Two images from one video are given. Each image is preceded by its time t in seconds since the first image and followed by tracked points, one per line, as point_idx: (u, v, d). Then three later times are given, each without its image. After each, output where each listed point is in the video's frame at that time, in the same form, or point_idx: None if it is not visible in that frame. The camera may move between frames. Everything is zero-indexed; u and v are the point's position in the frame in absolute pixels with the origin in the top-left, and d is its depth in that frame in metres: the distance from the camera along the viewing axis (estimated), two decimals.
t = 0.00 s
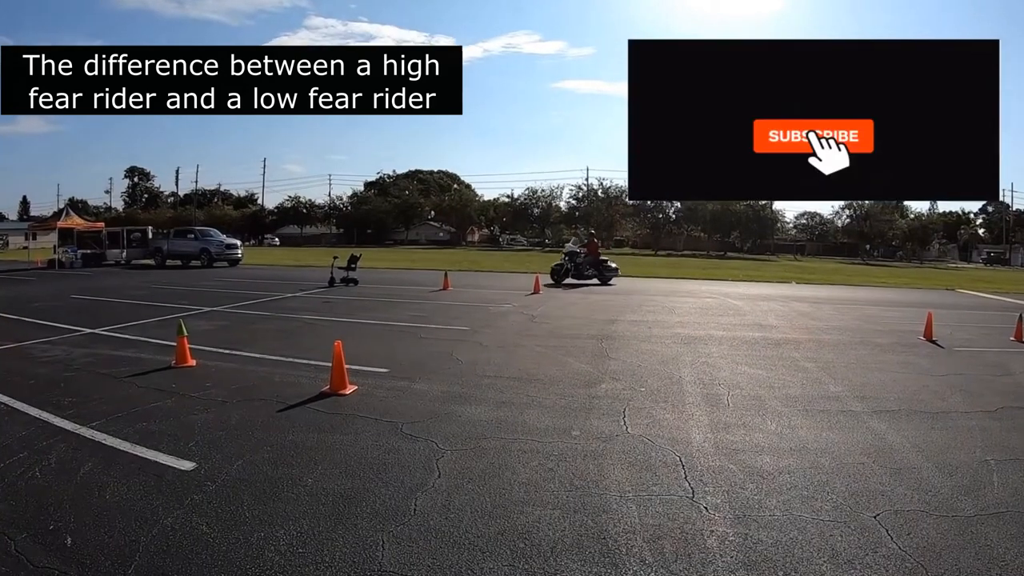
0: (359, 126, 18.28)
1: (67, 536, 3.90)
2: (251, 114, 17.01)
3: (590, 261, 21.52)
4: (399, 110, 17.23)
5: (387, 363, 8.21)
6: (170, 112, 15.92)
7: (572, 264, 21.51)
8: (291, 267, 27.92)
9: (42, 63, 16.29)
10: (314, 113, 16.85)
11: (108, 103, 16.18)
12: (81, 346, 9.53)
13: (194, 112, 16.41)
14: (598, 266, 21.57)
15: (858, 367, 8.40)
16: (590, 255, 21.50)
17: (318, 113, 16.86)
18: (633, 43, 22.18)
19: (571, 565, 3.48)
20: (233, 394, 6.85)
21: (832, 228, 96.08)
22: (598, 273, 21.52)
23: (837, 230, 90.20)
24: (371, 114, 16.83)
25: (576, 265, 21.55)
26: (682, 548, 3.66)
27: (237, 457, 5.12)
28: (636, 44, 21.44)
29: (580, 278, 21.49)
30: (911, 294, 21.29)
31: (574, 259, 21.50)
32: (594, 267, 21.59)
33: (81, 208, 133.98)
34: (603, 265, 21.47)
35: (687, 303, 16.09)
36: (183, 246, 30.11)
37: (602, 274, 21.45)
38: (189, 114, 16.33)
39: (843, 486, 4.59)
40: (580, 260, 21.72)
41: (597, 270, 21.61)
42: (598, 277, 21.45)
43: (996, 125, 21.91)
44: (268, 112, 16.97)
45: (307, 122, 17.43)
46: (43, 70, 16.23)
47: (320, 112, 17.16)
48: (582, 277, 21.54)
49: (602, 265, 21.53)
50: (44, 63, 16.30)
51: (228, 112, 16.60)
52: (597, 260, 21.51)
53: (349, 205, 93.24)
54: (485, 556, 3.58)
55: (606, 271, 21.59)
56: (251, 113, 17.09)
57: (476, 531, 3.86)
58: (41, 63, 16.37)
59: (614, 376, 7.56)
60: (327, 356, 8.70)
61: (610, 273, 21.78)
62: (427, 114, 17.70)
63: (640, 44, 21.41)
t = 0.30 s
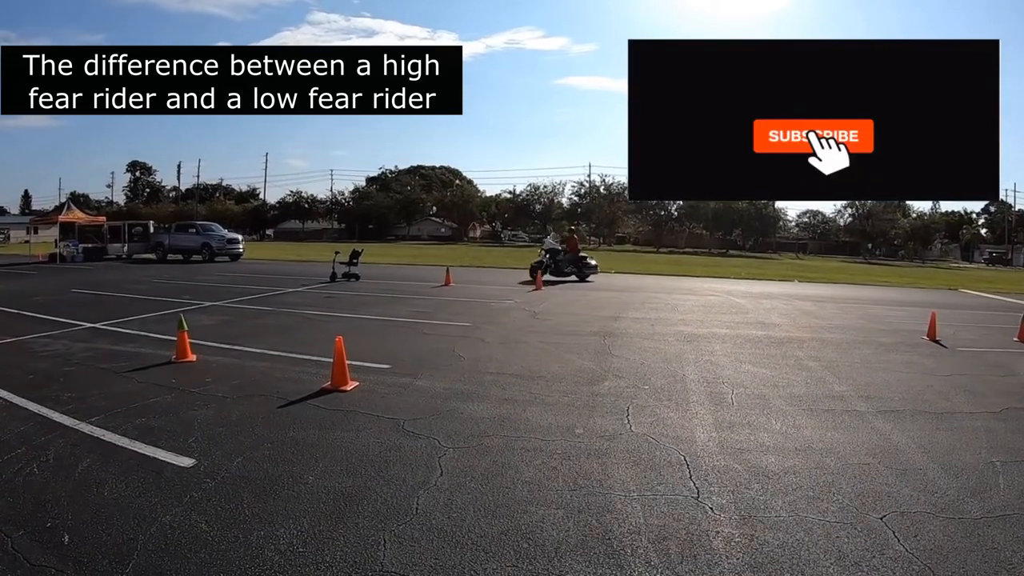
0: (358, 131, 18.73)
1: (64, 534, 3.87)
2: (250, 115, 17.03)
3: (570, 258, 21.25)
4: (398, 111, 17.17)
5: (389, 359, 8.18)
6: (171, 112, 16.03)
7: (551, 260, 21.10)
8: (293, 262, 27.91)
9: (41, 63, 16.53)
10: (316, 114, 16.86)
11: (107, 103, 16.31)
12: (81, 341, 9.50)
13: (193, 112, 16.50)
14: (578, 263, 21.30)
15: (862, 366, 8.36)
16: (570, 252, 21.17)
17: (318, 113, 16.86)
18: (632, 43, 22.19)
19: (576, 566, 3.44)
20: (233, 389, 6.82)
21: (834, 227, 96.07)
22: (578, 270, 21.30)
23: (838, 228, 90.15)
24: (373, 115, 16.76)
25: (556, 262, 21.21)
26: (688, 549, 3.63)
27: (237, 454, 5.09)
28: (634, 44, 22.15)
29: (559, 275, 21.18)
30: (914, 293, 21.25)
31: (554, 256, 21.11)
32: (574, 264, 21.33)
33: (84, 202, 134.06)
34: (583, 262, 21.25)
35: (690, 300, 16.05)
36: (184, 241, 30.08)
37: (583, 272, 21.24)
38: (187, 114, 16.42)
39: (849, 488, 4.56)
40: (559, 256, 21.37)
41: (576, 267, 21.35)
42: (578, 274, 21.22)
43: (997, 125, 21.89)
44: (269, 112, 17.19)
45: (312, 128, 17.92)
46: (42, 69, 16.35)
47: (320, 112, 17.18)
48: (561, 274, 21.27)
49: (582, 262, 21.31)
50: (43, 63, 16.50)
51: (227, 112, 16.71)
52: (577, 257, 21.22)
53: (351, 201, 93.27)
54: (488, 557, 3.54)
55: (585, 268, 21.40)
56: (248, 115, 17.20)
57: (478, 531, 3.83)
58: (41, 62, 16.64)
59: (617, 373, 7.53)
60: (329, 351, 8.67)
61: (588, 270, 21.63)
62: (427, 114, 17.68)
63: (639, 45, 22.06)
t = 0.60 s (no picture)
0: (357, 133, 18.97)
1: (70, 528, 3.88)
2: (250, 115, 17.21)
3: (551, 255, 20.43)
4: (398, 110, 17.16)
5: (394, 355, 8.19)
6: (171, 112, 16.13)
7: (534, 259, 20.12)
8: (298, 259, 27.93)
9: (41, 63, 16.54)
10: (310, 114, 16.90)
11: (107, 103, 16.49)
12: (87, 336, 9.53)
13: (193, 112, 16.63)
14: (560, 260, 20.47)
15: (868, 365, 8.34)
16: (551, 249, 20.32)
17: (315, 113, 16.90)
18: (632, 42, 22.14)
19: (582, 562, 3.44)
20: (239, 385, 6.83)
21: (838, 225, 95.83)
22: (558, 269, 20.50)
23: (843, 227, 89.91)
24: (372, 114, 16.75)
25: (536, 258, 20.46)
26: (694, 546, 3.63)
27: (242, 449, 5.10)
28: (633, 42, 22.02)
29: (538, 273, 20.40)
30: (919, 292, 21.15)
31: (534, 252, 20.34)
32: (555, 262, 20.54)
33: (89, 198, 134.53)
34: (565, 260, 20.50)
35: (695, 298, 16.03)
36: (190, 237, 30.11)
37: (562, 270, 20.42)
38: (188, 114, 16.57)
39: (855, 486, 4.56)
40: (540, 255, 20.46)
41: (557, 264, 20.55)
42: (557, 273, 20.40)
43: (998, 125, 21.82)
44: (270, 111, 17.24)
45: (314, 128, 18.25)
46: (42, 69, 16.40)
47: (319, 112, 17.16)
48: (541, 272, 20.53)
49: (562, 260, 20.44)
50: (44, 63, 16.55)
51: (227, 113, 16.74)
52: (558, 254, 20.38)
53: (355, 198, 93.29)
54: (494, 553, 3.54)
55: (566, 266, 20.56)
56: (250, 113, 17.45)
57: (485, 527, 3.83)
58: (41, 61, 16.72)
59: (623, 370, 7.53)
60: (334, 347, 8.68)
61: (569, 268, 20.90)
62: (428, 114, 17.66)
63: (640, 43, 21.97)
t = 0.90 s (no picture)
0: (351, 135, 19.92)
1: (83, 524, 3.93)
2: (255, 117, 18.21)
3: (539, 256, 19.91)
4: (398, 111, 17.74)
5: (404, 353, 8.22)
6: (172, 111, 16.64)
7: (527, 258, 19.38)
8: (309, 257, 28.08)
9: (42, 63, 17.15)
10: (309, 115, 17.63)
11: (108, 103, 17.27)
12: (99, 334, 9.61)
13: (192, 112, 17.16)
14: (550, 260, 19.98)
15: (878, 364, 8.31)
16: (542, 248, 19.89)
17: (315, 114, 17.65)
18: (631, 43, 22.19)
19: (592, 560, 3.46)
20: (250, 383, 6.88)
21: (848, 224, 95.34)
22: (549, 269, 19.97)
23: (852, 226, 89.42)
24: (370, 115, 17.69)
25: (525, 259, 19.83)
26: (705, 544, 3.63)
27: (253, 446, 5.14)
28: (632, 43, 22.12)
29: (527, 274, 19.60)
30: (931, 291, 21.01)
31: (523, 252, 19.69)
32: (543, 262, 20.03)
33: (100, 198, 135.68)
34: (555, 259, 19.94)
35: (705, 297, 16.00)
36: (201, 236, 30.27)
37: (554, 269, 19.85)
38: (186, 114, 17.11)
39: (866, 484, 4.55)
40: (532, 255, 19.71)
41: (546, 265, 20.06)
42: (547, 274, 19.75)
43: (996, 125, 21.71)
44: (273, 111, 17.36)
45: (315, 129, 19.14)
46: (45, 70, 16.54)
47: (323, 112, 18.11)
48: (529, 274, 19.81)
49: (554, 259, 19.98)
50: (44, 63, 17.16)
51: (228, 112, 17.20)
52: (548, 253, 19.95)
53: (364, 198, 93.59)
54: (505, 550, 3.56)
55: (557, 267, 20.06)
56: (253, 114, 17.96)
57: (496, 524, 3.85)
58: (44, 63, 17.04)
59: (634, 369, 7.53)
60: (345, 345, 8.72)
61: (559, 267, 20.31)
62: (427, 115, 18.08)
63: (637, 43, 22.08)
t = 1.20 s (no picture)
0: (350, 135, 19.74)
1: (83, 532, 3.93)
2: (258, 117, 17.87)
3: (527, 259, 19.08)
4: (398, 111, 17.33)
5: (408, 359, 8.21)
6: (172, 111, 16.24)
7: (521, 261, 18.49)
8: (314, 262, 28.14)
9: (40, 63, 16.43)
10: (307, 114, 17.11)
11: (107, 103, 16.29)
12: (102, 340, 9.63)
13: (195, 113, 16.57)
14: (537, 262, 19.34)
15: (884, 367, 8.28)
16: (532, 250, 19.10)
17: (313, 113, 17.30)
18: (632, 43, 22.09)
19: (597, 568, 3.44)
20: (253, 389, 6.88)
21: (852, 225, 95.14)
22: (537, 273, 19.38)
23: (856, 226, 89.24)
24: (367, 114, 17.29)
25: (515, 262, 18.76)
26: (711, 552, 3.61)
27: (256, 453, 5.14)
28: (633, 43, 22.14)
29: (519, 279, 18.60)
30: (936, 292, 20.91)
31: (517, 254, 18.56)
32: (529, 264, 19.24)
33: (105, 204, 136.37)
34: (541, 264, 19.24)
35: (710, 300, 15.97)
36: (205, 241, 30.31)
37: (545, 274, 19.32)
38: (187, 115, 16.45)
39: (873, 490, 4.53)
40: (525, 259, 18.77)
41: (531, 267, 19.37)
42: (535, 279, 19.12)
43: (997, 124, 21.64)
44: (275, 112, 17.37)
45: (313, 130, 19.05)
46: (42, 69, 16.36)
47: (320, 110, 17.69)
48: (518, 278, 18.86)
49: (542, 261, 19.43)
50: (42, 64, 16.42)
51: (228, 112, 16.76)
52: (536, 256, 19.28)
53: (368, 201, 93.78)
54: (508, 559, 3.55)
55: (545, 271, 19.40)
56: (254, 114, 17.80)
57: (499, 532, 3.84)
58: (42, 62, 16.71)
59: (638, 373, 7.51)
60: (349, 351, 8.73)
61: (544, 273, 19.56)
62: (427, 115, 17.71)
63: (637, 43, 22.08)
